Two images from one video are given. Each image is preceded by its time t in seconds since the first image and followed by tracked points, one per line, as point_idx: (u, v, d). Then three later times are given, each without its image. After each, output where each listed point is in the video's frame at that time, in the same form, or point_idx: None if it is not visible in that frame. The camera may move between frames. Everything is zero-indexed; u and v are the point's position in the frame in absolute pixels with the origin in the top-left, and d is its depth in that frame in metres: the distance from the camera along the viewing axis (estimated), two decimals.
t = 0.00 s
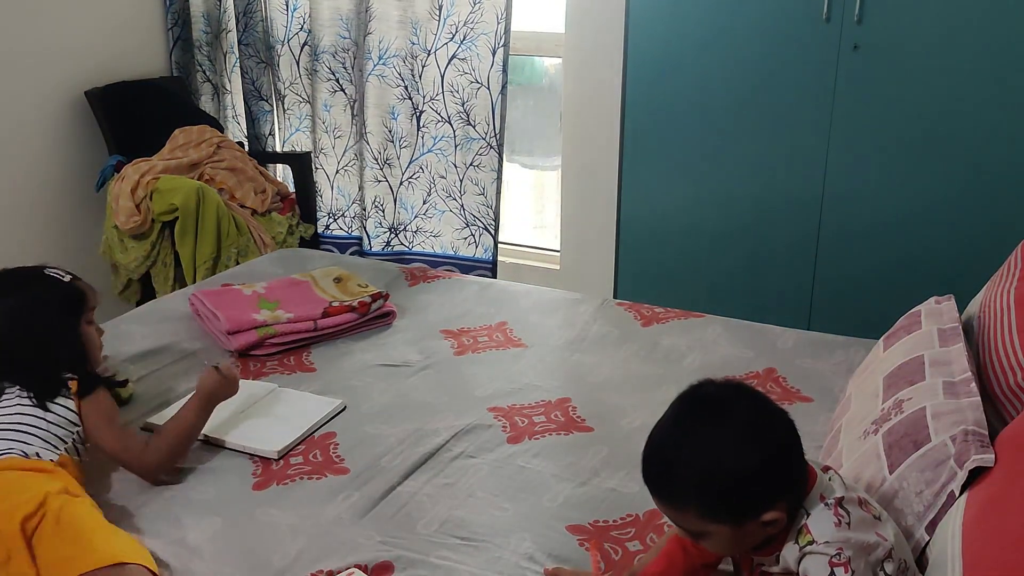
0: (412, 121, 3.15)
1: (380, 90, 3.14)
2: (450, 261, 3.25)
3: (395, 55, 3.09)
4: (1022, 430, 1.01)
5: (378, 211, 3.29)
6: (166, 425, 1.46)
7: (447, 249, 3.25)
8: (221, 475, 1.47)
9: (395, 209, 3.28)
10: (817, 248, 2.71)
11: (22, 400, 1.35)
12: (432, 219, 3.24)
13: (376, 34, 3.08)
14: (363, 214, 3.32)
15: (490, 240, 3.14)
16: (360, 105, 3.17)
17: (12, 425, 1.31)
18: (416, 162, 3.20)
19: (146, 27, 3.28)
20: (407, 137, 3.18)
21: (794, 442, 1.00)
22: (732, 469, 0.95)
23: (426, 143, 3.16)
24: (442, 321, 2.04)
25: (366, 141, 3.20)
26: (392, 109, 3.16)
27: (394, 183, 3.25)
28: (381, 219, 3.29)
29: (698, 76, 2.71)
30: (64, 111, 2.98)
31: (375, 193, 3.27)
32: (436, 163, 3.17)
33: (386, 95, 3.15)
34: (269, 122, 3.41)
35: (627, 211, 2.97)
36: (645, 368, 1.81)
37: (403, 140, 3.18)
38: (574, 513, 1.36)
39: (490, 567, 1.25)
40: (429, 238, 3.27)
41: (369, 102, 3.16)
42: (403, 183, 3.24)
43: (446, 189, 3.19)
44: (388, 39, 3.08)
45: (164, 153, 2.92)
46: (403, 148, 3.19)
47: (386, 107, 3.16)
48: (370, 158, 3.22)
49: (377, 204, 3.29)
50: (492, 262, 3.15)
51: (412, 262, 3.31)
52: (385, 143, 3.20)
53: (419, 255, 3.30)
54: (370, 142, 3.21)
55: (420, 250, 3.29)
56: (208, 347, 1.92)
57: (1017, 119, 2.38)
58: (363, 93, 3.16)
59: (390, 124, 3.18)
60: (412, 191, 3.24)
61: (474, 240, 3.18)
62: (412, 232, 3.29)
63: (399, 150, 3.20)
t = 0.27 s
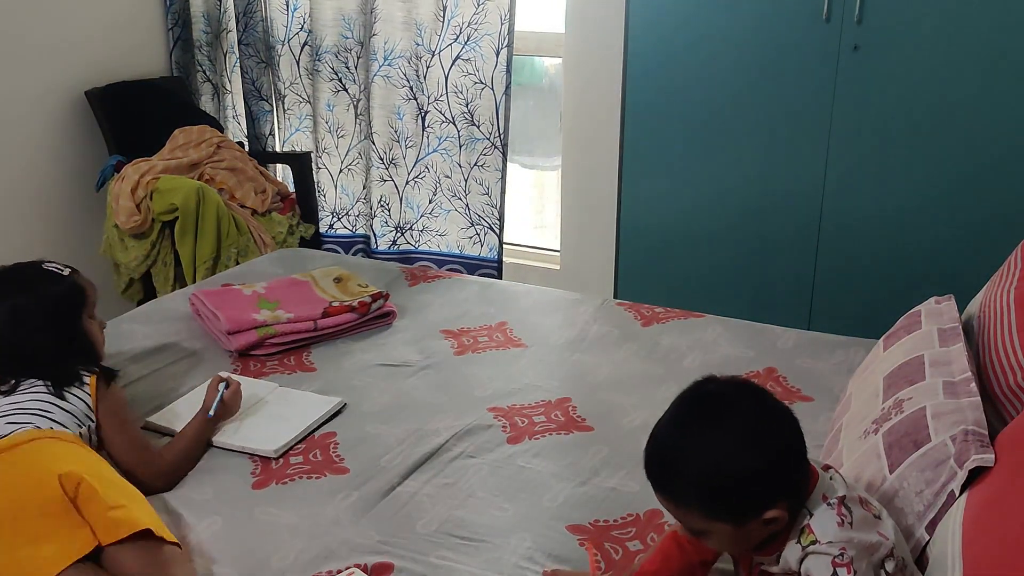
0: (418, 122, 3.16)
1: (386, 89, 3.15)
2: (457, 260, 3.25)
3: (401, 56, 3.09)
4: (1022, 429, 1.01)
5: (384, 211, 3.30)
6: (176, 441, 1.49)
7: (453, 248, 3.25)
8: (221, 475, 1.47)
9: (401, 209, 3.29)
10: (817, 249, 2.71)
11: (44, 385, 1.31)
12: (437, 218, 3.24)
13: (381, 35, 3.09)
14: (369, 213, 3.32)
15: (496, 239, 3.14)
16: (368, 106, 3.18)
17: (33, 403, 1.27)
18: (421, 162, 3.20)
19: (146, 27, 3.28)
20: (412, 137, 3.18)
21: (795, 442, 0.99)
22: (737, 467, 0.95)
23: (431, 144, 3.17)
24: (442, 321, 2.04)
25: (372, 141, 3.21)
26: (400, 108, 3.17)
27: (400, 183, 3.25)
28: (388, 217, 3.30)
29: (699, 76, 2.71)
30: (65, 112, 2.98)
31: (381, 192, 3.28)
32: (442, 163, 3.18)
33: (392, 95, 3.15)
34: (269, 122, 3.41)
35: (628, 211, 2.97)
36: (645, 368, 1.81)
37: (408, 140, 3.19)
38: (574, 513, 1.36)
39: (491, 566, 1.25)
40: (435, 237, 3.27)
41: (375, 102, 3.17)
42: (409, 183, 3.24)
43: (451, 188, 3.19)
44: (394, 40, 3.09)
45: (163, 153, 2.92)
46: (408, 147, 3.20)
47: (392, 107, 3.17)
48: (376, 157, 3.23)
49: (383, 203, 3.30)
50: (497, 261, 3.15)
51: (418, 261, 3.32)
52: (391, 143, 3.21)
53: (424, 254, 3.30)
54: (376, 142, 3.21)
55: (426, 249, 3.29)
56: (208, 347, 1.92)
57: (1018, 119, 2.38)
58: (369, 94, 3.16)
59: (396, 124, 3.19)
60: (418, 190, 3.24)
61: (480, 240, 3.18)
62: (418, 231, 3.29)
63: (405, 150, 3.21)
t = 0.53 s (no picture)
0: (425, 122, 3.15)
1: (394, 89, 3.16)
2: (464, 259, 3.24)
3: (409, 57, 3.09)
4: (1021, 431, 1.01)
5: (393, 209, 3.30)
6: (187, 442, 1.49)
7: (461, 246, 3.24)
8: (220, 476, 1.47)
9: (410, 208, 3.29)
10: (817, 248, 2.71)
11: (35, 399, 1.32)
12: (446, 216, 3.24)
13: (388, 36, 3.09)
14: (379, 211, 3.32)
15: (502, 239, 3.14)
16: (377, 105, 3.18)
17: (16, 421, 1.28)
18: (430, 161, 3.20)
19: (146, 28, 3.28)
20: (420, 137, 3.18)
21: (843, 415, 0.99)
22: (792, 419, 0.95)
23: (438, 143, 3.16)
24: (442, 321, 2.04)
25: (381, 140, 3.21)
26: (407, 108, 3.16)
27: (408, 182, 3.25)
28: (397, 216, 3.30)
29: (701, 76, 2.71)
30: (65, 112, 2.98)
31: (389, 190, 3.28)
32: (450, 162, 3.17)
33: (400, 95, 3.15)
34: (269, 122, 3.41)
35: (629, 211, 2.97)
36: (645, 368, 1.81)
37: (416, 140, 3.19)
38: (574, 513, 1.36)
39: (490, 566, 1.25)
40: (444, 236, 3.26)
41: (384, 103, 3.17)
42: (418, 181, 3.24)
43: (459, 188, 3.18)
44: (401, 40, 3.09)
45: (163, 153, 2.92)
46: (417, 147, 3.20)
47: (400, 108, 3.17)
48: (385, 156, 3.24)
49: (392, 201, 3.29)
50: (504, 260, 3.15)
51: (426, 259, 3.32)
52: (400, 143, 3.21)
53: (433, 253, 3.30)
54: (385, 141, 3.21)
55: (435, 247, 3.29)
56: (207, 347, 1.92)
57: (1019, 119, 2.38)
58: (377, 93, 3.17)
59: (404, 124, 3.19)
60: (427, 189, 3.24)
61: (487, 238, 3.18)
62: (427, 229, 3.29)
63: (414, 149, 3.20)
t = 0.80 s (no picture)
0: (433, 121, 3.15)
1: (401, 90, 3.15)
2: (471, 257, 3.24)
3: (416, 58, 3.10)
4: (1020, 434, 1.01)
5: (402, 207, 3.29)
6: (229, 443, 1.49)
7: (469, 244, 3.24)
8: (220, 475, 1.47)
9: (420, 206, 3.27)
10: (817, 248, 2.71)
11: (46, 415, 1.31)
12: (455, 214, 3.24)
13: (396, 37, 3.09)
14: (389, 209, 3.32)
15: (508, 238, 3.13)
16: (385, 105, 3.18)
17: (20, 434, 1.28)
18: (438, 160, 3.19)
19: (145, 28, 3.28)
20: (428, 136, 3.18)
21: (910, 404, 1.04)
22: (864, 371, 1.01)
23: (444, 142, 3.16)
24: (442, 321, 2.04)
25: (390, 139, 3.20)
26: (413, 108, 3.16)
27: (416, 180, 3.24)
28: (406, 214, 3.30)
29: (702, 77, 2.71)
30: (65, 111, 2.98)
31: (399, 188, 3.27)
32: (457, 161, 3.16)
33: (406, 95, 3.16)
34: (269, 122, 3.41)
35: (628, 210, 2.97)
36: (645, 368, 1.81)
37: (425, 139, 3.19)
38: (574, 513, 1.36)
39: (490, 566, 1.25)
40: (452, 233, 3.26)
41: (392, 103, 3.17)
42: (427, 180, 3.23)
43: (466, 186, 3.17)
44: (408, 40, 3.08)
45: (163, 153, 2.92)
46: (426, 146, 3.19)
47: (408, 108, 3.17)
48: (395, 155, 3.23)
49: (401, 200, 3.28)
50: (510, 259, 3.15)
51: (436, 257, 3.31)
52: (409, 142, 3.21)
53: (442, 250, 3.30)
54: (393, 141, 3.21)
55: (444, 245, 3.29)
56: (208, 347, 1.92)
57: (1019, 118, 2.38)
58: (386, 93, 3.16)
59: (412, 124, 3.19)
60: (436, 187, 3.23)
61: (493, 237, 3.18)
62: (436, 227, 3.28)
63: (422, 149, 3.20)
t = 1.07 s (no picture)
0: (441, 120, 3.15)
1: (410, 90, 3.15)
2: (478, 254, 3.24)
3: (424, 57, 3.09)
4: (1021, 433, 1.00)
5: (411, 205, 3.29)
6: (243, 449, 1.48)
7: (476, 241, 3.23)
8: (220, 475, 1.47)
9: (428, 203, 3.27)
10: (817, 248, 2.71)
11: (93, 409, 1.30)
12: (462, 212, 3.23)
13: (404, 37, 3.09)
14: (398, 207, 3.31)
15: (514, 235, 3.13)
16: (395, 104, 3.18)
17: (65, 427, 1.26)
18: (446, 158, 3.19)
19: (146, 28, 3.28)
20: (436, 134, 3.17)
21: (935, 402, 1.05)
22: (900, 358, 1.01)
23: (453, 140, 3.15)
24: (442, 321, 2.04)
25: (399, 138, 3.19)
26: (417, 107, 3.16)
27: (426, 178, 3.25)
28: (415, 212, 3.29)
29: (703, 77, 2.71)
30: (65, 111, 2.98)
31: (409, 186, 3.27)
32: (464, 159, 3.16)
33: (415, 94, 3.15)
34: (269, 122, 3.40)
35: (629, 209, 2.97)
36: (645, 368, 1.81)
37: (433, 137, 3.18)
38: (574, 513, 1.36)
39: (490, 566, 1.25)
40: (460, 231, 3.26)
41: (401, 103, 3.17)
42: (436, 177, 3.23)
43: (473, 184, 3.17)
44: (417, 39, 3.08)
45: (163, 153, 2.92)
46: (434, 145, 3.19)
47: (416, 106, 3.17)
48: (405, 153, 3.23)
49: (410, 198, 3.28)
50: (516, 258, 3.14)
51: (444, 254, 3.30)
52: (417, 140, 3.21)
53: (450, 247, 3.29)
54: (404, 140, 3.21)
55: (452, 242, 3.28)
56: (208, 347, 1.93)
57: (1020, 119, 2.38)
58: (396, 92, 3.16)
59: (420, 123, 3.18)
60: (445, 185, 3.23)
61: (499, 235, 3.17)
62: (445, 224, 3.28)
63: (431, 146, 3.20)
